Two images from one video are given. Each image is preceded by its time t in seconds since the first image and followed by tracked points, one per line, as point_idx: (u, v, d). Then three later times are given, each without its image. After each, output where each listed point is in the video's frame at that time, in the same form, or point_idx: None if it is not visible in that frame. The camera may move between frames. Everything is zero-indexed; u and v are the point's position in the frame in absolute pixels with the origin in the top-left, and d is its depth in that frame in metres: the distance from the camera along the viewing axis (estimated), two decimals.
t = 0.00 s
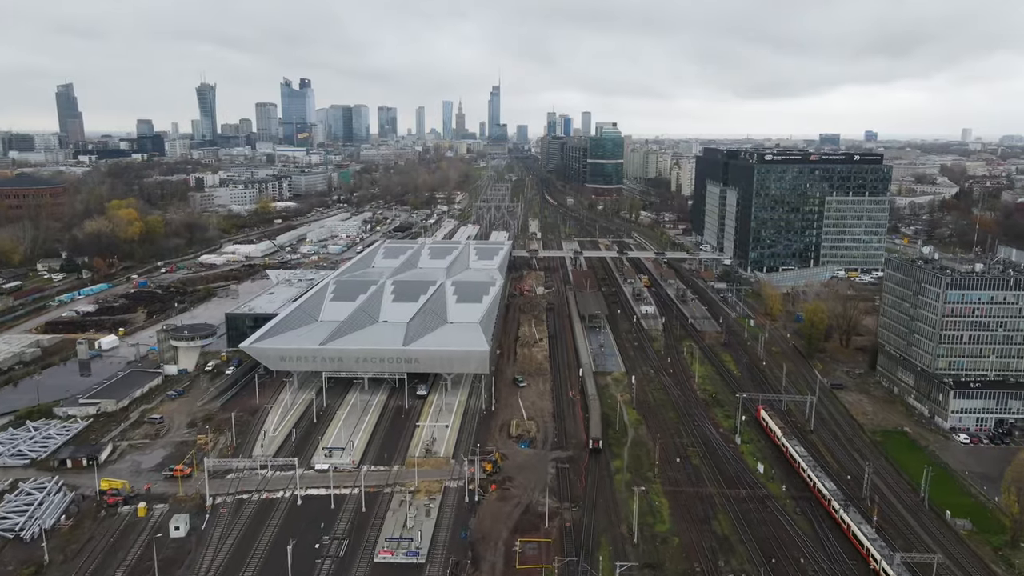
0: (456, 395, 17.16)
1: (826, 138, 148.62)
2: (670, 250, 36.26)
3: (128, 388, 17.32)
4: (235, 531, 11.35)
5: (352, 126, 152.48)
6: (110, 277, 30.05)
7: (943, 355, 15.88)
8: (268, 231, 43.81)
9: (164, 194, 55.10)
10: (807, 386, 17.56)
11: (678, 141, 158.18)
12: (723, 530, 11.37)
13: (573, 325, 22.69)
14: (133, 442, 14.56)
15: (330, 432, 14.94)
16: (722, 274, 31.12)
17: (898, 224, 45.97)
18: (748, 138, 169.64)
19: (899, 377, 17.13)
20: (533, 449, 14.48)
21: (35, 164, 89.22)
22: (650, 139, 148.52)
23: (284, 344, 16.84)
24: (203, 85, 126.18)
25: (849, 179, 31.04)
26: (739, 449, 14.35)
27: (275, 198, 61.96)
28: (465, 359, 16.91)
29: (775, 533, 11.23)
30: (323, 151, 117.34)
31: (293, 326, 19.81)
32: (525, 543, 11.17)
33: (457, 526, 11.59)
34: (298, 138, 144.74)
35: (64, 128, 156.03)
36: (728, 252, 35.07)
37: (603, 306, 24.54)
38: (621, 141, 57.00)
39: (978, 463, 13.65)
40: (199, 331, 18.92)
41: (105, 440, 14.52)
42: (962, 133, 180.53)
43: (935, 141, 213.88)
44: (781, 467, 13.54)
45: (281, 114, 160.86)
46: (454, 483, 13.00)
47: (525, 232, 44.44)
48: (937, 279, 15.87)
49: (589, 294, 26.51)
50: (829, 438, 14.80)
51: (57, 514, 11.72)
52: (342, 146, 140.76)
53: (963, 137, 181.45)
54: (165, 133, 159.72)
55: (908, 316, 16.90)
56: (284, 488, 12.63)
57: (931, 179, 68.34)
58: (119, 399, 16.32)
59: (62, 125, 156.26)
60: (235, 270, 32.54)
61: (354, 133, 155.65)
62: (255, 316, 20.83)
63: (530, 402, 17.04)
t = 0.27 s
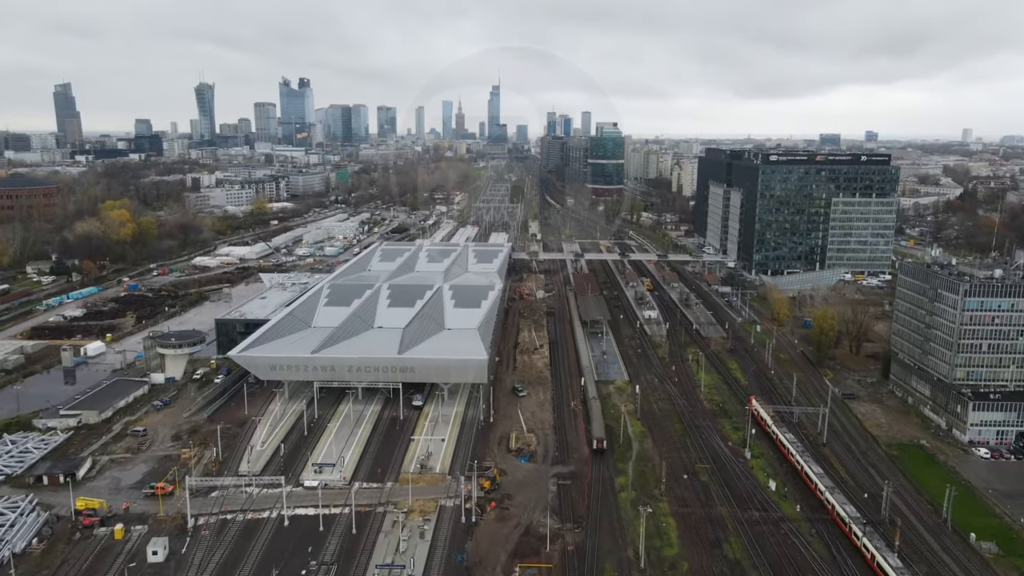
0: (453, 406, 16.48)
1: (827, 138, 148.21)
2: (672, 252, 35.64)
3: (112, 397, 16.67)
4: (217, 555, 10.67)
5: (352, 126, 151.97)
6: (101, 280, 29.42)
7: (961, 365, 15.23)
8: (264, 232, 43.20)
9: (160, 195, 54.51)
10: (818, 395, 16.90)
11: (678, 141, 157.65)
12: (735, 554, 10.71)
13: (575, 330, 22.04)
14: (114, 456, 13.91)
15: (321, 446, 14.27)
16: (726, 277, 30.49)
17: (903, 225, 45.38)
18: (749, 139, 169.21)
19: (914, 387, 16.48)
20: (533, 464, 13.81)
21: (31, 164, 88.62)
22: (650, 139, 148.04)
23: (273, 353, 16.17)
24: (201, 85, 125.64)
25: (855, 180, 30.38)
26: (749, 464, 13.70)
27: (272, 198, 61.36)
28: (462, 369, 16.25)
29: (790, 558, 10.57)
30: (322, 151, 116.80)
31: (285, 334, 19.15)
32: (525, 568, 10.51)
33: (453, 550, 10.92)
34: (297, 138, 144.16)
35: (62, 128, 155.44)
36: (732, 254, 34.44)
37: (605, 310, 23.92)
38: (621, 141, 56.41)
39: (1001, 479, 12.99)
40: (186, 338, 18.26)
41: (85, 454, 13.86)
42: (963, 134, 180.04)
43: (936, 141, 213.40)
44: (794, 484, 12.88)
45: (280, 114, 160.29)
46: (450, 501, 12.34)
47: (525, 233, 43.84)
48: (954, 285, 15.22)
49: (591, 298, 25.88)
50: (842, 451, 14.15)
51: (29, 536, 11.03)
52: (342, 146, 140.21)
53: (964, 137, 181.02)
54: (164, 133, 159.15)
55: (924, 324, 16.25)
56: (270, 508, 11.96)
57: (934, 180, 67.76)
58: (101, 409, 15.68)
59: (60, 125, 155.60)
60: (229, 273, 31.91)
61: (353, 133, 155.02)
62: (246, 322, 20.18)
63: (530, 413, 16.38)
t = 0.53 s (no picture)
0: (450, 417, 15.82)
1: (828, 138, 147.64)
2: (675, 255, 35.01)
3: (94, 408, 16.00)
4: None
5: (351, 125, 151.38)
6: (91, 283, 28.77)
7: (981, 376, 14.57)
8: (260, 234, 42.56)
9: (155, 196, 53.87)
10: (829, 406, 16.25)
11: (678, 142, 157.14)
12: None
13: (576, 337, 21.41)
14: (93, 472, 13.24)
15: (311, 461, 13.60)
16: (730, 280, 29.86)
17: (908, 226, 44.75)
18: (749, 139, 168.60)
19: (930, 398, 15.83)
20: (533, 480, 13.16)
21: (27, 164, 87.94)
22: (651, 139, 147.51)
23: (263, 362, 15.50)
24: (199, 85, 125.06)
25: (862, 181, 29.72)
26: (760, 481, 13.05)
27: (269, 199, 60.72)
28: (460, 379, 15.60)
29: None
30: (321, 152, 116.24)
31: (277, 341, 18.49)
32: None
33: None
34: (295, 138, 143.54)
35: (59, 127, 154.77)
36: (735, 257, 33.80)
37: (607, 315, 23.28)
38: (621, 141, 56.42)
39: None
40: (173, 345, 17.58)
41: (62, 470, 13.20)
42: (964, 135, 179.55)
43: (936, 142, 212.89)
44: (808, 503, 12.23)
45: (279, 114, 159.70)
46: (445, 522, 11.68)
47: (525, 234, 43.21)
48: (973, 293, 14.57)
49: (592, 303, 25.25)
50: (858, 467, 13.50)
51: None
52: (340, 146, 139.58)
53: (965, 137, 180.50)
54: (162, 133, 158.52)
55: (940, 332, 15.61)
56: (255, 529, 11.30)
57: (938, 181, 67.15)
58: (83, 421, 15.01)
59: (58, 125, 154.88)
60: (223, 276, 31.25)
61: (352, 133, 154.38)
62: (236, 328, 19.51)
63: (531, 425, 15.72)
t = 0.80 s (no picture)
0: (447, 429, 15.17)
1: (829, 138, 147.07)
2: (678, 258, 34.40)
3: (76, 418, 15.37)
4: None
5: (350, 125, 150.80)
6: (81, 287, 28.14)
7: (1002, 387, 13.93)
8: (256, 236, 41.96)
9: (151, 197, 53.25)
10: (841, 417, 15.63)
11: (678, 142, 156.82)
12: None
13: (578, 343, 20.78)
14: (71, 489, 12.61)
15: (301, 478, 12.97)
16: (734, 283, 29.24)
17: (913, 228, 44.13)
18: (750, 139, 168.01)
19: (947, 409, 15.20)
20: (533, 497, 12.52)
21: (23, 164, 87.34)
22: (651, 139, 146.92)
23: (252, 372, 14.91)
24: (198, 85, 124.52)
25: (869, 183, 29.07)
26: (772, 499, 12.42)
27: (266, 199, 60.11)
28: (457, 389, 14.99)
29: None
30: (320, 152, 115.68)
31: (268, 348, 17.90)
32: None
33: None
34: (294, 139, 142.88)
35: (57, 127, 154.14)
36: (739, 259, 33.17)
37: (610, 321, 22.66)
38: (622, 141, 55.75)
39: None
40: (160, 353, 16.95)
41: (39, 487, 12.57)
42: (965, 135, 179.10)
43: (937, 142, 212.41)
44: (824, 523, 11.60)
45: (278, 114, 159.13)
46: (441, 544, 11.05)
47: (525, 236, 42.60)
48: (994, 300, 13.94)
49: (594, 307, 24.64)
50: (874, 483, 12.87)
51: None
52: (339, 146, 138.99)
53: (965, 138, 180.07)
54: (160, 133, 157.91)
55: (958, 341, 14.99)
56: (239, 552, 10.67)
57: (941, 181, 66.53)
58: (63, 434, 14.38)
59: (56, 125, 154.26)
60: (216, 279, 30.64)
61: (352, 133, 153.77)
62: (227, 335, 18.88)
63: (530, 437, 15.08)
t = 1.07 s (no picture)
0: (443, 442, 14.49)
1: (829, 139, 146.53)
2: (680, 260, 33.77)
3: (55, 431, 14.70)
4: None
5: (349, 126, 150.21)
6: (70, 290, 27.49)
7: None
8: (251, 237, 41.33)
9: (146, 198, 52.62)
10: (854, 430, 14.97)
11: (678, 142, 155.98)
12: None
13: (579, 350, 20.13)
14: (46, 509, 11.95)
15: (288, 497, 12.30)
16: (739, 287, 28.60)
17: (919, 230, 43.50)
18: (750, 139, 167.51)
19: (966, 422, 14.54)
20: (533, 518, 11.85)
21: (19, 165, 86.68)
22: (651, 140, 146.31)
23: (239, 384, 14.23)
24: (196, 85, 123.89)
25: (877, 184, 28.40)
26: (786, 519, 11.75)
27: (263, 200, 59.48)
28: (453, 401, 14.33)
29: None
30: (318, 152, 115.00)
31: (258, 357, 17.23)
32: None
33: None
34: (293, 139, 142.21)
35: (55, 127, 153.47)
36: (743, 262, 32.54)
37: (611, 326, 22.01)
38: (624, 142, 55.22)
39: None
40: (145, 362, 16.27)
41: (11, 507, 11.90)
42: (965, 136, 178.48)
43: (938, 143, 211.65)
44: (842, 547, 10.93)
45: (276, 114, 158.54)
46: (435, 570, 10.38)
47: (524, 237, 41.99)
48: (1018, 309, 13.27)
49: (595, 312, 23.98)
50: (893, 503, 12.20)
51: None
52: (338, 146, 138.42)
53: (966, 138, 179.48)
54: (158, 133, 157.32)
55: (978, 351, 14.33)
56: None
57: (945, 182, 65.94)
58: (40, 448, 13.70)
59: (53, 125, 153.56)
60: (209, 282, 29.98)
61: (350, 133, 153.13)
62: (216, 342, 18.22)
63: (530, 451, 14.41)
